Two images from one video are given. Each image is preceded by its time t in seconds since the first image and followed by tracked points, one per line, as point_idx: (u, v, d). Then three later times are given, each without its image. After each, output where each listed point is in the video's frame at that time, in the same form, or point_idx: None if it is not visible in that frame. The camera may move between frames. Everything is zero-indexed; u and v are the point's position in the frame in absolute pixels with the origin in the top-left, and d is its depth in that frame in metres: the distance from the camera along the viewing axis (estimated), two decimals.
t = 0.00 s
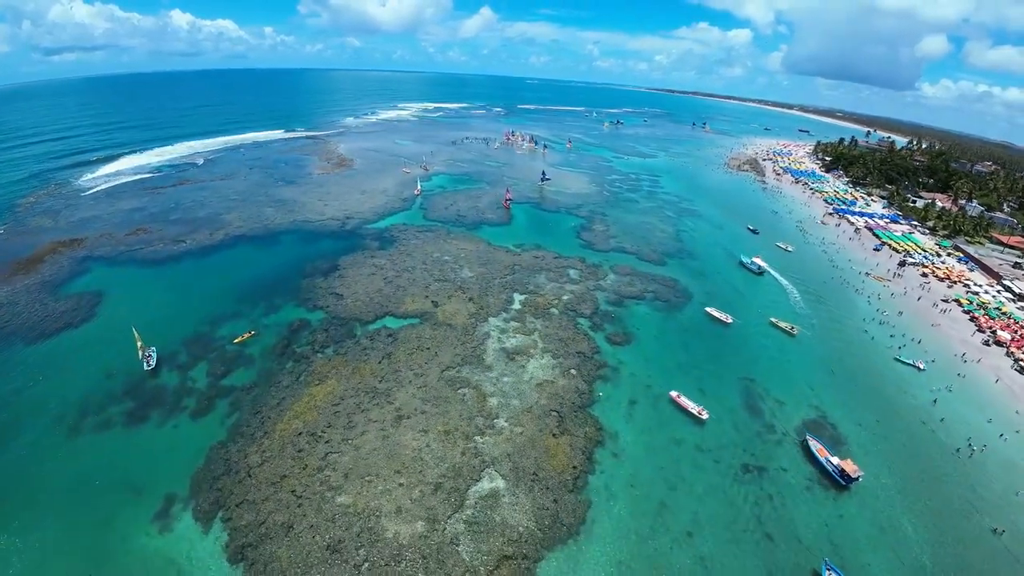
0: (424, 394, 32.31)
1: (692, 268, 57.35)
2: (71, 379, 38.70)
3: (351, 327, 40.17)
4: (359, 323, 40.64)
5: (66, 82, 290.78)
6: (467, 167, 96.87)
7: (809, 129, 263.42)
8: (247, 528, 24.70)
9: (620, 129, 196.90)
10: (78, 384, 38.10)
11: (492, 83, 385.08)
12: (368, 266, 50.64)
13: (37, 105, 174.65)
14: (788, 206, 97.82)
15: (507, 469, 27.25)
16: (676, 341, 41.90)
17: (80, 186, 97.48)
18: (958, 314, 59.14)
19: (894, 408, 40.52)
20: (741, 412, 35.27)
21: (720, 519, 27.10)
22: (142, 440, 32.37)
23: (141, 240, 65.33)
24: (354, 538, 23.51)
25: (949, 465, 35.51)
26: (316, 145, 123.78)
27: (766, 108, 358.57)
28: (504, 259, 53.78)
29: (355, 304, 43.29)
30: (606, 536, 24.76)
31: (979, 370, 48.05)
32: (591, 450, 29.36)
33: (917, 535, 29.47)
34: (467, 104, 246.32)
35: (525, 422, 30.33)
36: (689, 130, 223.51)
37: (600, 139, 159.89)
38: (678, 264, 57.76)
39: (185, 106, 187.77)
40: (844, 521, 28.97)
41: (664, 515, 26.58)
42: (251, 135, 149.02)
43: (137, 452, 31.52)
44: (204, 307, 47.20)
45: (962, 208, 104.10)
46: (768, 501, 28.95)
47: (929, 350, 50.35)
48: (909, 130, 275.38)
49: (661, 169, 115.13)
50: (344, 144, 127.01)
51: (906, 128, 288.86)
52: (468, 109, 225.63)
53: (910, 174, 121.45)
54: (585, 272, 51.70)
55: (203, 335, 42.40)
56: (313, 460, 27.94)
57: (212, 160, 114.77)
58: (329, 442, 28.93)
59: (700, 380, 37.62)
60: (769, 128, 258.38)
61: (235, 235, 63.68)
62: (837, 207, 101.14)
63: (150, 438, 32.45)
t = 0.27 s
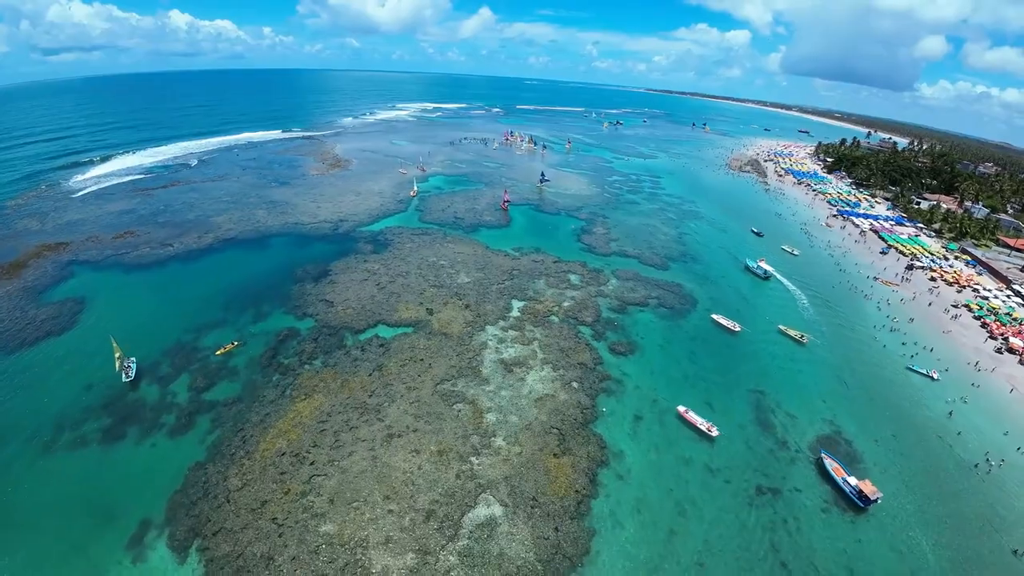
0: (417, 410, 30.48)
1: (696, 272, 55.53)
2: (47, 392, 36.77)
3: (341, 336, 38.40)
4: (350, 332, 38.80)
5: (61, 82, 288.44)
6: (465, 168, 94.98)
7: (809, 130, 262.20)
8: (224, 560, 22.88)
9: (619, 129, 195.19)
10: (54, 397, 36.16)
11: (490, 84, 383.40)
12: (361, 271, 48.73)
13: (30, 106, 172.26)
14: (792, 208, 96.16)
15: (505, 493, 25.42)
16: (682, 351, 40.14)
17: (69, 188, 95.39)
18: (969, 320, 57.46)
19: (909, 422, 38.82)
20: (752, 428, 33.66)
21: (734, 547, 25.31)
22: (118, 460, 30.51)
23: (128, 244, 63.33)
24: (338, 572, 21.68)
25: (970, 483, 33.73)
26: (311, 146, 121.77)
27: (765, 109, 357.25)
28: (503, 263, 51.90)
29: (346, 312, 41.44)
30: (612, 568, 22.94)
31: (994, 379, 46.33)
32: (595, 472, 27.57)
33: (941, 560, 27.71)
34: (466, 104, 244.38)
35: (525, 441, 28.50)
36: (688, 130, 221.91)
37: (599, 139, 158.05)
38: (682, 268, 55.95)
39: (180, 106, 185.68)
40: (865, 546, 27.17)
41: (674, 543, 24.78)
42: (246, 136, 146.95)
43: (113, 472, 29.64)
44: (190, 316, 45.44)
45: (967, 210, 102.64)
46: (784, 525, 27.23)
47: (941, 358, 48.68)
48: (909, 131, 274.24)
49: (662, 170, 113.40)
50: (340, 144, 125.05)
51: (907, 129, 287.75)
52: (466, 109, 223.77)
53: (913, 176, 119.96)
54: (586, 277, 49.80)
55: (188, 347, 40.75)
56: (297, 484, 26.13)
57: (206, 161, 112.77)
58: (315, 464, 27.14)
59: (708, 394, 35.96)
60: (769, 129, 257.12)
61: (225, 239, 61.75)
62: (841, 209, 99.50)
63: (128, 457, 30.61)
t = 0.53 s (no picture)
0: (408, 428, 28.62)
1: (700, 277, 53.65)
2: (20, 405, 34.79)
3: (330, 347, 36.58)
4: (339, 342, 36.94)
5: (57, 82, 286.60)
6: (463, 169, 93.08)
7: (810, 131, 260.84)
8: None
9: (619, 130, 193.42)
10: (27, 411, 34.17)
11: (490, 85, 381.84)
12: (353, 276, 46.85)
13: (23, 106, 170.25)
14: (795, 210, 94.43)
15: (502, 521, 23.58)
16: (688, 361, 38.30)
17: (59, 189, 93.35)
18: (982, 326, 55.62)
19: (926, 437, 36.99)
20: (763, 446, 31.84)
21: None
22: (91, 480, 28.56)
23: (115, 248, 61.34)
24: None
25: (994, 502, 31.87)
26: (307, 146, 119.70)
27: (766, 110, 355.77)
28: (501, 268, 49.89)
29: (336, 320, 39.58)
30: None
31: (1011, 389, 44.48)
32: (599, 496, 25.75)
33: None
34: (464, 105, 242.59)
35: (524, 462, 26.67)
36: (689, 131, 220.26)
37: (599, 140, 156.32)
38: (686, 272, 54.09)
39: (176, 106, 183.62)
40: None
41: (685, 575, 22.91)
42: (241, 136, 144.96)
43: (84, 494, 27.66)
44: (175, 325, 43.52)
45: (973, 212, 100.96)
46: (800, 553, 25.37)
47: (956, 367, 46.87)
48: (910, 132, 272.85)
49: (663, 171, 111.59)
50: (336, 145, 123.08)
51: (907, 130, 286.38)
52: (465, 110, 221.96)
53: (917, 177, 118.26)
54: (587, 282, 47.92)
55: (171, 359, 38.84)
56: (278, 511, 24.27)
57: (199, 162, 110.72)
58: (298, 489, 25.28)
59: (717, 408, 34.11)
60: (769, 129, 255.64)
61: (215, 243, 59.86)
62: (846, 210, 97.77)
63: (101, 478, 28.67)
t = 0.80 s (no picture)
0: (399, 448, 26.91)
1: (705, 282, 51.94)
2: None
3: (319, 357, 34.91)
4: (329, 353, 35.21)
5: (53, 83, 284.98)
6: (460, 170, 91.35)
7: (810, 132, 259.88)
8: None
9: (619, 130, 191.96)
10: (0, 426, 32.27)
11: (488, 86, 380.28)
12: (345, 282, 45.07)
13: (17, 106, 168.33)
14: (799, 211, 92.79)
15: (501, 550, 21.88)
16: (694, 372, 36.64)
17: (48, 191, 91.42)
18: (994, 332, 54.00)
19: (944, 452, 35.30)
20: (776, 466, 30.18)
21: None
22: (62, 501, 26.68)
23: (103, 252, 59.50)
24: None
25: (1018, 522, 30.18)
26: (302, 147, 117.79)
27: (765, 111, 354.68)
28: (499, 272, 48.09)
29: (326, 328, 37.86)
30: None
31: None
32: (604, 522, 24.02)
33: None
34: (463, 105, 240.85)
35: (523, 485, 24.98)
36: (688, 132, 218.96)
37: (599, 141, 154.43)
38: (690, 277, 52.41)
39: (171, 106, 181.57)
40: None
41: None
42: (237, 137, 143.19)
43: (54, 517, 25.79)
44: (161, 334, 41.72)
45: (978, 215, 99.52)
46: None
47: (970, 376, 45.20)
48: (911, 133, 268.46)
49: (664, 172, 109.95)
50: (332, 145, 121.38)
51: (908, 131, 285.31)
52: (463, 110, 220.51)
53: (921, 178, 116.77)
54: (588, 287, 46.15)
55: (155, 371, 36.97)
56: (258, 540, 22.56)
57: (192, 162, 108.74)
58: (280, 516, 23.54)
59: (726, 423, 32.50)
60: (769, 130, 254.64)
61: (205, 247, 58.10)
62: (850, 212, 96.14)
63: (74, 499, 26.81)
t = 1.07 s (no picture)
0: (388, 470, 25.05)
1: (711, 287, 50.08)
2: None
3: (307, 370, 33.11)
4: (316, 366, 33.36)
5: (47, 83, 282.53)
6: (458, 171, 89.50)
7: (810, 133, 258.74)
8: None
9: (618, 131, 190.37)
10: None
11: (488, 87, 378.95)
12: (335, 288, 43.17)
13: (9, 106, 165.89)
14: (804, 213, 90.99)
15: None
16: (702, 384, 34.87)
17: (37, 193, 89.36)
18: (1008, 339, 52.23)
19: (965, 468, 33.46)
20: (791, 487, 28.39)
21: None
22: (28, 529, 24.74)
23: (88, 256, 57.50)
24: None
25: None
26: (298, 148, 115.78)
27: (766, 112, 353.34)
28: (496, 277, 46.17)
29: (314, 338, 36.00)
30: None
31: None
32: (611, 553, 22.14)
33: None
34: (462, 106, 239.19)
35: (523, 513, 23.13)
36: (688, 132, 217.39)
37: (599, 142, 152.68)
38: (695, 282, 50.57)
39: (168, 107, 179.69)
40: None
41: None
42: (231, 137, 141.15)
43: (17, 547, 23.86)
44: (143, 344, 39.81)
45: (984, 217, 97.83)
46: None
47: (986, 386, 43.35)
48: (912, 134, 267.32)
49: (665, 173, 108.20)
50: (328, 146, 119.41)
51: (908, 132, 284.14)
52: (461, 111, 218.69)
53: (926, 179, 115.08)
54: (590, 293, 44.22)
55: (135, 383, 35.05)
56: None
57: (185, 163, 106.71)
58: (258, 548, 21.69)
59: (737, 440, 30.72)
60: (769, 131, 253.27)
61: (193, 252, 56.16)
62: (855, 214, 94.45)
63: (40, 526, 24.87)
